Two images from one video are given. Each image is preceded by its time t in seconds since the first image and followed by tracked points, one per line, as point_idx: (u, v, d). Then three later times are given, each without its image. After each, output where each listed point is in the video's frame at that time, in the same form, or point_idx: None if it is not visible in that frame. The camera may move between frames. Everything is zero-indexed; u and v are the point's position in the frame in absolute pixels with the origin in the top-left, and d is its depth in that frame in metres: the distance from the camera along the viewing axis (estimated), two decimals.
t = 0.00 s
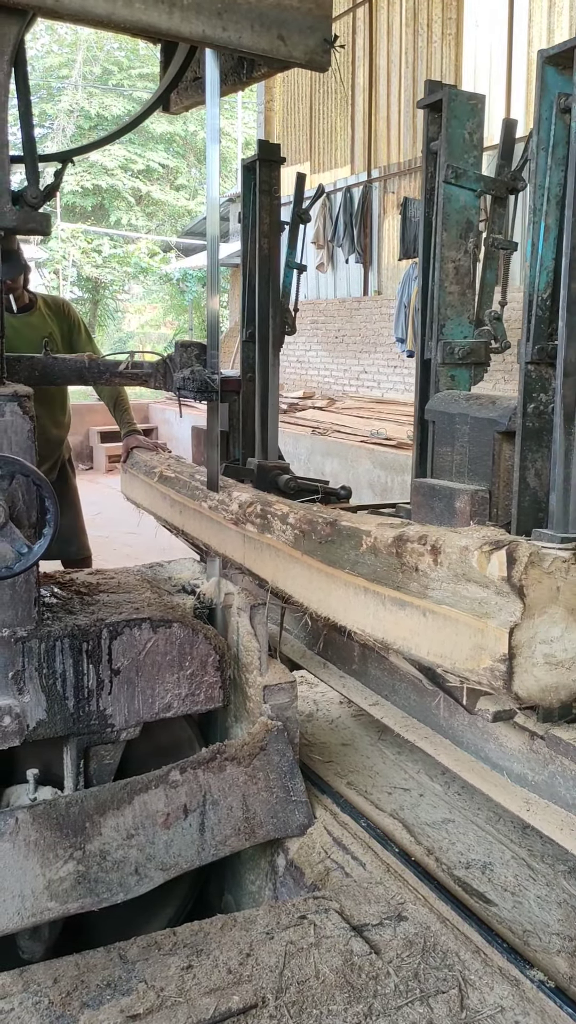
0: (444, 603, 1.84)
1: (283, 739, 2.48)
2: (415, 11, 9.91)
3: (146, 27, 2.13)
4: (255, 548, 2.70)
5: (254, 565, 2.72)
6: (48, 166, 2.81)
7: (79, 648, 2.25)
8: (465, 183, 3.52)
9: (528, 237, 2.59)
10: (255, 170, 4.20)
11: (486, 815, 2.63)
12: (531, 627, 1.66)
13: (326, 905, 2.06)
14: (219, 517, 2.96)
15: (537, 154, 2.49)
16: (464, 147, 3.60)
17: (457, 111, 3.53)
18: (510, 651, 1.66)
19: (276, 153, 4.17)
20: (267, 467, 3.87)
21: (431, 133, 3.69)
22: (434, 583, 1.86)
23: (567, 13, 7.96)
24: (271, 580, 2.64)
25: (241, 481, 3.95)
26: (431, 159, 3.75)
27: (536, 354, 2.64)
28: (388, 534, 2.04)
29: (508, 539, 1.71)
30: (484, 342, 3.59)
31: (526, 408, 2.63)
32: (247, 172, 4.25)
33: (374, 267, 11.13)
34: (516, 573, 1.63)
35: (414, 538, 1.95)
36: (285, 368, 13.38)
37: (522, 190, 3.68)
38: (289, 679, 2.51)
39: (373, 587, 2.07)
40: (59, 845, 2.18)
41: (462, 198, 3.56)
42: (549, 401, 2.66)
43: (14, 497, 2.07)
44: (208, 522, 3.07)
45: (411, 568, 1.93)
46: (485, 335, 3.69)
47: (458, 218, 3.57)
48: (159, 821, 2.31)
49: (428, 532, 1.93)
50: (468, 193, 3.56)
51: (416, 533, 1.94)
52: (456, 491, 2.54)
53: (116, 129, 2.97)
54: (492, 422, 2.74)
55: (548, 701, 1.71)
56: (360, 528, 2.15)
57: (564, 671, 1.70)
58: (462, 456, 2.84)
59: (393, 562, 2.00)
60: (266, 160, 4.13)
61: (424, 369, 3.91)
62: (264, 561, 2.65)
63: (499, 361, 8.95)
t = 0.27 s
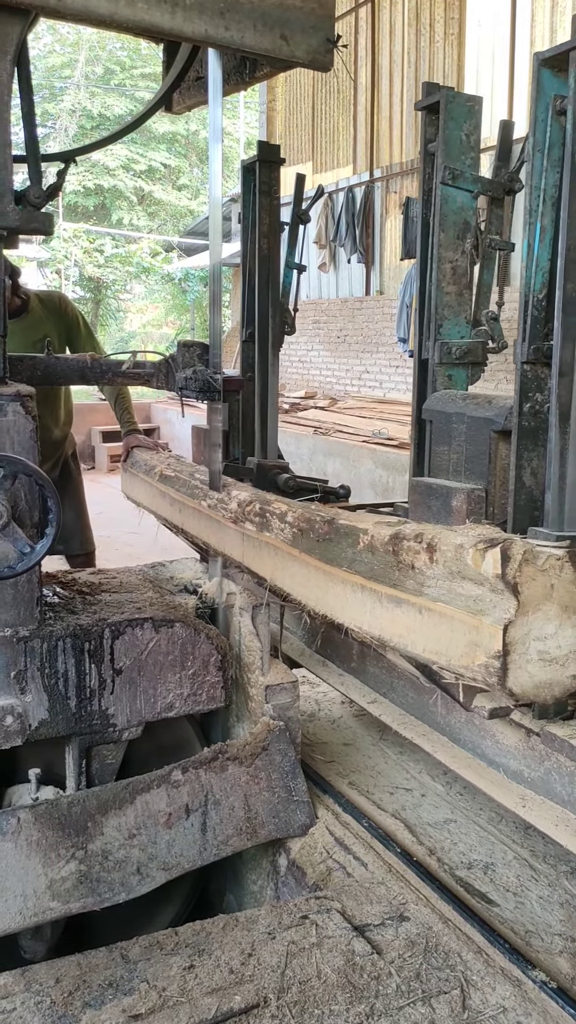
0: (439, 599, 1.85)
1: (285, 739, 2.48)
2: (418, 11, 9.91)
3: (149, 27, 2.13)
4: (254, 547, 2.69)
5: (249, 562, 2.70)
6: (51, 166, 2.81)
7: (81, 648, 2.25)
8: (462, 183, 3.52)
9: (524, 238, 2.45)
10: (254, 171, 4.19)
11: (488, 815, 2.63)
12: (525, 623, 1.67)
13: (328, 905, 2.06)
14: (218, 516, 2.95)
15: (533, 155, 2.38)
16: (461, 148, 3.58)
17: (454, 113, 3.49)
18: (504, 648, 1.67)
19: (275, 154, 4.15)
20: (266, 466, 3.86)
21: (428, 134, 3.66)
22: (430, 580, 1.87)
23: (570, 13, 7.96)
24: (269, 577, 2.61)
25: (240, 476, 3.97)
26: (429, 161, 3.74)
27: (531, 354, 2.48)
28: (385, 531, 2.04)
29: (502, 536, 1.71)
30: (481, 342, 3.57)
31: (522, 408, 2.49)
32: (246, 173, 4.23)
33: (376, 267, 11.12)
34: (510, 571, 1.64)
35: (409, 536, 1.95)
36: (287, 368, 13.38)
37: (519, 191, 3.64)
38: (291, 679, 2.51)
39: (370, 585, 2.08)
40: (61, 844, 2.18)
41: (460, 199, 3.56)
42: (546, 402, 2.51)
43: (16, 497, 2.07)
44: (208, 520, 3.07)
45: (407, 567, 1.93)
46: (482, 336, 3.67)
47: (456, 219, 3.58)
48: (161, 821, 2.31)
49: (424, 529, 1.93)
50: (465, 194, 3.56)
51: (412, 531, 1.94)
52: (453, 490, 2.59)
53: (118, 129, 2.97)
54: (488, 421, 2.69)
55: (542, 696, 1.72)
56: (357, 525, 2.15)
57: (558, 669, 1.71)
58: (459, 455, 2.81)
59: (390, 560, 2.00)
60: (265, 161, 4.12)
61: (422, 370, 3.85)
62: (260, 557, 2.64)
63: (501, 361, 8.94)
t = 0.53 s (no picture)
0: (431, 595, 1.85)
1: (286, 739, 2.48)
2: (419, 11, 9.91)
3: (150, 26, 2.13)
4: (250, 545, 2.69)
5: (250, 561, 2.71)
6: (52, 166, 2.81)
7: (82, 647, 2.25)
8: (456, 184, 3.54)
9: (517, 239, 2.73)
10: (252, 172, 4.18)
11: (489, 815, 2.62)
12: (516, 618, 1.67)
13: (328, 905, 2.06)
14: (216, 514, 2.94)
15: (526, 158, 2.64)
16: (455, 150, 3.61)
17: (449, 114, 3.53)
18: (494, 642, 1.68)
19: (273, 154, 4.12)
20: (264, 464, 3.88)
21: (423, 136, 3.70)
22: (423, 576, 1.87)
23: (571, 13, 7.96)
24: (265, 573, 2.62)
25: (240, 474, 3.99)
26: (424, 162, 3.77)
27: (524, 354, 2.76)
28: (379, 528, 2.04)
29: (493, 534, 1.72)
30: (475, 342, 3.61)
31: (515, 408, 2.76)
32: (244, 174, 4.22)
33: (378, 267, 11.11)
34: (501, 566, 1.64)
35: (403, 532, 1.95)
36: (288, 368, 13.38)
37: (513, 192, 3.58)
38: (292, 679, 2.52)
39: (365, 581, 2.08)
40: (62, 844, 2.17)
41: (454, 200, 3.59)
42: (538, 400, 2.78)
43: (17, 496, 2.07)
44: (206, 519, 3.06)
45: (401, 563, 1.93)
46: (476, 334, 3.64)
47: (450, 220, 3.61)
48: (162, 820, 2.30)
49: (418, 527, 1.93)
50: (459, 196, 3.58)
51: (405, 528, 1.95)
52: (446, 489, 2.84)
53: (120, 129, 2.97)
54: (481, 420, 2.91)
55: (532, 692, 1.71)
56: (352, 523, 2.14)
57: (548, 664, 1.70)
58: (453, 453, 3.03)
59: (384, 557, 2.00)
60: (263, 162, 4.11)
61: (417, 370, 3.90)
62: (259, 557, 2.64)
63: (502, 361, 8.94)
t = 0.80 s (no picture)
0: (422, 590, 1.86)
1: (285, 739, 2.48)
2: (419, 10, 9.91)
3: (150, 26, 2.13)
4: (246, 542, 2.65)
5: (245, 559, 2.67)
6: (52, 165, 2.81)
7: (82, 647, 2.25)
8: (449, 186, 3.56)
9: (508, 239, 2.77)
10: (249, 173, 4.18)
11: (489, 815, 2.62)
12: (504, 613, 1.67)
13: (328, 904, 2.06)
14: (213, 513, 2.92)
15: (516, 158, 2.71)
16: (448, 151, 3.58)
17: (441, 116, 3.52)
18: (483, 637, 1.68)
19: (270, 155, 4.13)
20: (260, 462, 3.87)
21: (416, 138, 3.69)
22: (414, 573, 1.88)
23: (572, 12, 7.96)
24: (260, 572, 2.59)
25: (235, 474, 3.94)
26: (417, 164, 3.73)
27: (514, 354, 2.83)
28: (371, 526, 2.05)
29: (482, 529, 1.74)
30: (468, 342, 3.60)
31: (506, 406, 2.82)
32: (241, 175, 4.22)
33: (378, 267, 11.11)
34: (489, 561, 1.65)
35: (395, 530, 1.95)
36: (288, 368, 13.38)
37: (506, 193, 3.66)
38: (292, 679, 2.52)
39: (357, 578, 2.08)
40: (62, 843, 2.17)
41: (446, 202, 3.60)
42: (528, 400, 2.84)
43: (16, 495, 2.07)
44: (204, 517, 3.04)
45: (393, 559, 1.94)
46: (469, 334, 3.66)
47: (442, 222, 3.62)
48: (162, 820, 2.30)
49: (410, 524, 1.94)
50: (452, 197, 3.60)
51: (397, 526, 1.95)
52: (438, 485, 2.73)
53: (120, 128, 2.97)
54: (472, 417, 2.93)
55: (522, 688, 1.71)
56: (345, 521, 2.15)
57: (536, 659, 1.68)
58: (445, 451, 3.04)
59: (376, 553, 2.00)
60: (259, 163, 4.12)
61: (410, 369, 3.84)
62: (254, 555, 2.61)
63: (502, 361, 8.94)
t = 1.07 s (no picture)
0: (412, 587, 1.87)
1: (284, 739, 2.49)
2: (418, 10, 9.90)
3: (149, 26, 2.14)
4: (240, 541, 2.64)
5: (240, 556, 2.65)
6: (51, 166, 2.81)
7: (80, 647, 2.25)
8: (440, 189, 3.58)
9: (498, 242, 2.90)
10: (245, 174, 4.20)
11: (487, 815, 2.62)
12: (491, 610, 1.70)
13: (326, 904, 2.06)
14: (209, 512, 2.91)
15: (505, 162, 2.82)
16: (439, 153, 3.63)
17: (433, 119, 3.56)
18: (471, 632, 1.69)
19: (265, 157, 4.15)
20: (256, 462, 3.87)
21: (408, 141, 3.72)
22: (404, 570, 1.89)
23: (571, 12, 7.96)
24: (255, 570, 2.58)
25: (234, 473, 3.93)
26: (409, 166, 3.78)
27: (504, 354, 2.94)
28: (363, 523, 2.06)
29: (471, 527, 1.75)
30: (459, 342, 3.64)
31: (497, 406, 2.90)
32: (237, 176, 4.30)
33: (376, 267, 11.11)
34: (477, 558, 1.68)
35: (385, 528, 1.97)
36: (287, 368, 13.38)
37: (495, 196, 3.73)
38: (290, 679, 2.52)
39: (348, 574, 2.09)
40: (60, 843, 2.18)
41: (438, 203, 3.61)
42: (517, 399, 2.93)
43: (15, 495, 2.07)
44: (200, 515, 3.03)
45: (383, 557, 1.95)
46: (460, 334, 3.68)
47: (434, 223, 3.62)
48: (160, 820, 2.31)
49: (401, 520, 1.96)
50: (443, 199, 3.61)
51: (388, 523, 1.96)
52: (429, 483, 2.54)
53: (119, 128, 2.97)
54: (463, 417, 2.93)
55: (508, 678, 1.71)
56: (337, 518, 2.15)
57: (524, 653, 1.68)
58: (436, 451, 3.02)
59: (367, 550, 2.01)
60: (255, 165, 4.14)
61: (402, 369, 3.89)
62: (248, 552, 2.60)
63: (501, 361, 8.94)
